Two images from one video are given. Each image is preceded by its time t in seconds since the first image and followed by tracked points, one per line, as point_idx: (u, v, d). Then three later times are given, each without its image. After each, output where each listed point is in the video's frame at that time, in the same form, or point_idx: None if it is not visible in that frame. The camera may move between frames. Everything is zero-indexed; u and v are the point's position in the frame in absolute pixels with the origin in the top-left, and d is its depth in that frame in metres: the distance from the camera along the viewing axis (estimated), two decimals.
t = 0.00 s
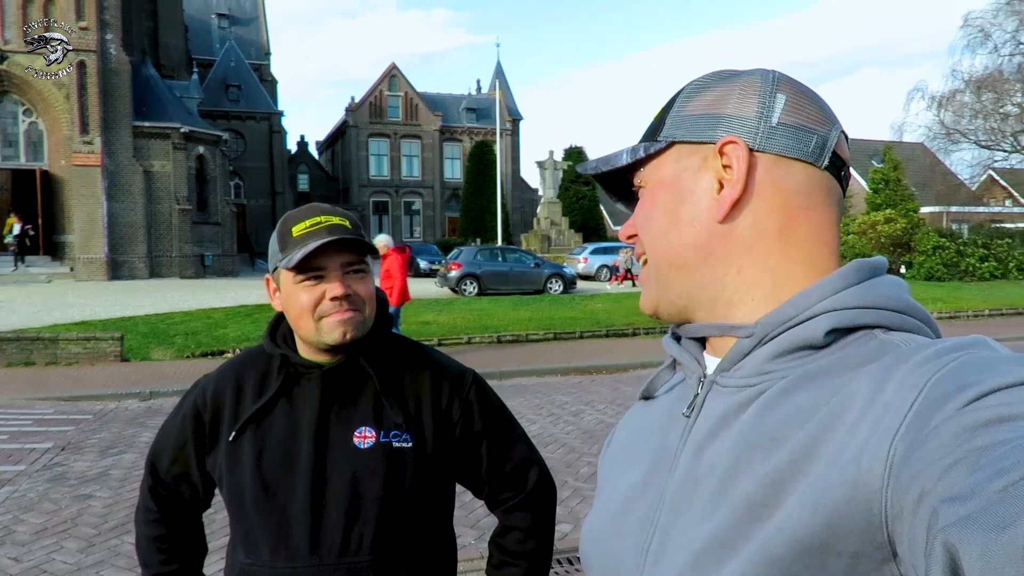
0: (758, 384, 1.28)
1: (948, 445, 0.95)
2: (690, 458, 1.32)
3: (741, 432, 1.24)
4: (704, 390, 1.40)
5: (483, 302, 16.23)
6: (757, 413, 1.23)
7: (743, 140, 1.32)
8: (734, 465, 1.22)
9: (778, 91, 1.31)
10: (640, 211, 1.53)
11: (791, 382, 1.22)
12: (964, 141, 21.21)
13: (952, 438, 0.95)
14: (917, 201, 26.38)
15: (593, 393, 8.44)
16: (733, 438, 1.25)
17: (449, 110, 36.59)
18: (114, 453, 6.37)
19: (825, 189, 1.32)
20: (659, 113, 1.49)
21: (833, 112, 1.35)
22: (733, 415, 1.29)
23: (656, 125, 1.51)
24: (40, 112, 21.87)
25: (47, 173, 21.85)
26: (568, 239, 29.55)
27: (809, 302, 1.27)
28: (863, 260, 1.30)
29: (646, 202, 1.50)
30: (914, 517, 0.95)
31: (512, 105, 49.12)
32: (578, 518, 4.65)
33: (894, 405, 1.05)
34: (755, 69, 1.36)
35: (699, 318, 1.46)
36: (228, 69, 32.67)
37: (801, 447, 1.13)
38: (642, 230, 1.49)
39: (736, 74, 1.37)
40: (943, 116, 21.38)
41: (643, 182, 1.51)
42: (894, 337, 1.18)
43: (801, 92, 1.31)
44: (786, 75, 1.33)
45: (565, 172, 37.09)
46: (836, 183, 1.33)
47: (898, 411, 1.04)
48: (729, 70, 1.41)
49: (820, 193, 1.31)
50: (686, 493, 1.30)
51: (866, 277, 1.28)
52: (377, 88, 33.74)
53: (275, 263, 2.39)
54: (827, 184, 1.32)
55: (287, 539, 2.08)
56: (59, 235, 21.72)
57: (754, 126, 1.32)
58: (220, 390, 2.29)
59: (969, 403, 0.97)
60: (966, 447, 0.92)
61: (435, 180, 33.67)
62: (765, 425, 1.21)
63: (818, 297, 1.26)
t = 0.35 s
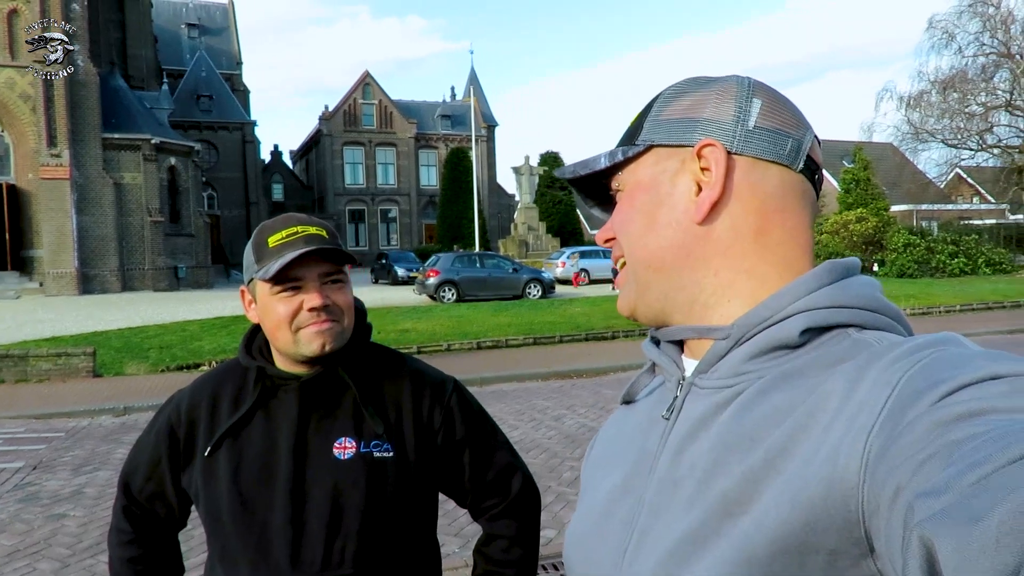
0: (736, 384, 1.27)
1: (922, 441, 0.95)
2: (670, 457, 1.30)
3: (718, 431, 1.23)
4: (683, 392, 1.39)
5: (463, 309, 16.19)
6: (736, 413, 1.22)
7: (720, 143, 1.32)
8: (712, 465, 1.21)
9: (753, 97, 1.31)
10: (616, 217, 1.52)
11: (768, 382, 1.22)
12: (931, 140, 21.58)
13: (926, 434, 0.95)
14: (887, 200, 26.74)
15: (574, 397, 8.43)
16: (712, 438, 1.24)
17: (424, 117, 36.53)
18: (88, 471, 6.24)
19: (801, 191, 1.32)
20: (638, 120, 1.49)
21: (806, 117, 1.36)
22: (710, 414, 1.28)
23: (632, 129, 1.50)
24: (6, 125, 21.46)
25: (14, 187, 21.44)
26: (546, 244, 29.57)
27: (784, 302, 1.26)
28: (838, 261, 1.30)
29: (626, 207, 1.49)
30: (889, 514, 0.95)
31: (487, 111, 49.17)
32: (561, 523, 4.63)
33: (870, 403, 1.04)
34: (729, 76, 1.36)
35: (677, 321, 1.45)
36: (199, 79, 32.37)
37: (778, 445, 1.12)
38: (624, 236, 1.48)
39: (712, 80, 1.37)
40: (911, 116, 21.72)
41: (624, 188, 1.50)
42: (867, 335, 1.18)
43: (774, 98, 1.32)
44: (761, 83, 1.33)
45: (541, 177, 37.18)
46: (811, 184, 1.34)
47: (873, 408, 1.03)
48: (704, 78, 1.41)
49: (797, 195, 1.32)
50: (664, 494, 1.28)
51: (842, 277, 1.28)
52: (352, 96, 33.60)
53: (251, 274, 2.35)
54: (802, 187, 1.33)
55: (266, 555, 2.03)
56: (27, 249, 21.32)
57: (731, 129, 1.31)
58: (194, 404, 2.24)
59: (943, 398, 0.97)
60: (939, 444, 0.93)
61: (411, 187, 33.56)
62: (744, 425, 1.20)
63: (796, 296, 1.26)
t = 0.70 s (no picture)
0: (719, 389, 1.26)
1: (903, 441, 0.94)
2: (656, 459, 1.30)
3: (703, 434, 1.22)
4: (670, 395, 1.38)
5: (456, 311, 16.16)
6: (720, 414, 1.22)
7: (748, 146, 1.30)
8: (695, 468, 1.20)
9: (765, 105, 1.32)
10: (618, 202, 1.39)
11: (752, 386, 1.21)
12: (922, 140, 21.67)
13: (907, 432, 0.95)
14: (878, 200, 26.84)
15: (568, 399, 8.42)
16: (698, 440, 1.23)
17: (416, 119, 36.50)
18: (78, 477, 6.20)
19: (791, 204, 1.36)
20: (640, 103, 1.39)
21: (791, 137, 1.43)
22: (697, 418, 1.27)
23: (635, 107, 1.39)
24: None
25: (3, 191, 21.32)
26: (539, 245, 29.56)
27: (770, 305, 1.26)
28: (822, 264, 1.31)
29: (629, 191, 1.37)
30: (872, 511, 0.94)
31: (479, 114, 49.15)
32: (555, 525, 4.62)
33: (852, 404, 1.04)
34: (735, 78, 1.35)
35: (667, 328, 1.42)
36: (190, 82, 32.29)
37: (761, 447, 1.12)
38: (634, 229, 1.36)
39: (722, 79, 1.35)
40: (902, 116, 21.79)
41: (627, 173, 1.38)
42: (849, 338, 1.18)
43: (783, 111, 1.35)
44: (768, 96, 1.34)
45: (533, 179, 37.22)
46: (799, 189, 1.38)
47: (854, 409, 1.03)
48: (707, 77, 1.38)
49: (791, 210, 1.36)
50: (649, 496, 1.28)
51: (825, 280, 1.29)
52: (343, 99, 33.57)
53: (239, 279, 2.34)
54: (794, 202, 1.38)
55: (257, 562, 2.02)
56: (16, 254, 21.16)
57: (756, 133, 1.30)
58: (184, 412, 2.22)
59: (922, 398, 0.97)
60: (920, 442, 0.92)
61: (404, 190, 33.52)
62: (729, 427, 1.19)
63: (781, 297, 1.26)
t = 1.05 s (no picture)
0: (716, 394, 1.25)
1: (897, 444, 0.93)
2: (653, 464, 1.28)
3: (698, 439, 1.21)
4: (668, 401, 1.36)
5: (455, 313, 16.13)
6: (716, 418, 1.20)
7: (792, 163, 1.34)
8: (689, 471, 1.19)
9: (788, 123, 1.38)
10: (678, 201, 1.32)
11: (747, 390, 1.19)
12: (921, 142, 21.65)
13: (901, 434, 0.93)
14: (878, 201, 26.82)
15: (567, 401, 8.40)
16: (694, 443, 1.21)
17: (414, 121, 36.49)
18: (76, 480, 6.17)
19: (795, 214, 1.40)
20: (706, 87, 1.29)
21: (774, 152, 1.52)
22: (692, 424, 1.25)
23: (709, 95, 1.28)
24: None
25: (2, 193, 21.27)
26: (538, 248, 29.54)
27: (766, 308, 1.26)
28: (816, 268, 1.31)
29: (690, 189, 1.31)
30: (866, 514, 0.93)
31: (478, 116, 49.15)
32: (554, 528, 4.60)
33: (845, 406, 1.03)
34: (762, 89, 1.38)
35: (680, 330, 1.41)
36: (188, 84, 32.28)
37: (757, 448, 1.10)
38: (696, 224, 1.29)
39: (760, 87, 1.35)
40: (901, 118, 21.77)
41: (700, 166, 1.30)
42: (845, 340, 1.16)
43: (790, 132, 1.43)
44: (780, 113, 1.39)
45: (532, 182, 37.22)
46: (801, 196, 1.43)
47: (849, 413, 1.01)
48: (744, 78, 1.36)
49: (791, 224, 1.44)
50: (644, 500, 1.26)
51: (817, 284, 1.29)
52: (342, 101, 33.58)
53: (240, 283, 2.31)
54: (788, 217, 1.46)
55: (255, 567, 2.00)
56: (14, 256, 21.11)
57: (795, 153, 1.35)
58: (183, 415, 2.20)
59: (917, 400, 0.96)
60: (913, 444, 0.91)
61: (403, 192, 33.50)
62: (724, 431, 1.18)
63: (776, 303, 1.26)
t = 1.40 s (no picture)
0: (710, 400, 1.26)
1: (887, 450, 0.93)
2: (647, 470, 1.28)
3: (691, 445, 1.21)
4: (662, 406, 1.37)
5: (458, 313, 16.14)
6: (709, 423, 1.21)
7: (814, 183, 1.38)
8: (685, 476, 1.19)
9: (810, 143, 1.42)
10: (722, 209, 1.30)
11: (742, 396, 1.20)
12: (927, 144, 21.59)
13: (891, 442, 0.94)
14: (883, 203, 26.75)
15: (571, 401, 8.41)
16: (688, 448, 1.22)
17: (420, 120, 36.53)
18: (81, 476, 6.19)
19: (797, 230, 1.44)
20: (762, 96, 1.28)
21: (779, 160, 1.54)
22: (685, 431, 1.26)
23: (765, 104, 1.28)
24: None
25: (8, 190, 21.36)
26: (542, 247, 29.55)
27: (761, 317, 1.26)
28: (808, 274, 1.31)
29: (736, 200, 1.30)
30: (858, 520, 0.93)
31: (483, 116, 49.16)
32: (556, 528, 4.60)
33: (836, 410, 1.03)
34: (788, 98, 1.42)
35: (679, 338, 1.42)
36: (194, 82, 32.37)
37: (750, 454, 1.10)
38: (736, 235, 1.29)
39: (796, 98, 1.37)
40: (907, 120, 21.72)
41: (750, 177, 1.29)
42: (840, 345, 1.16)
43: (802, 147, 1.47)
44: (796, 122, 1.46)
45: (537, 182, 37.21)
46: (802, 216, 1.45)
47: (839, 419, 1.02)
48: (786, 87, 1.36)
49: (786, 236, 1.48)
50: (640, 506, 1.27)
51: (811, 291, 1.29)
52: (347, 100, 33.65)
53: (241, 284, 2.32)
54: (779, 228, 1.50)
55: (256, 567, 2.01)
56: (21, 252, 21.17)
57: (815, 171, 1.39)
58: (184, 415, 2.21)
59: (905, 407, 0.96)
60: (905, 449, 0.91)
61: (408, 190, 33.54)
62: (719, 434, 1.18)
63: (771, 312, 1.26)
